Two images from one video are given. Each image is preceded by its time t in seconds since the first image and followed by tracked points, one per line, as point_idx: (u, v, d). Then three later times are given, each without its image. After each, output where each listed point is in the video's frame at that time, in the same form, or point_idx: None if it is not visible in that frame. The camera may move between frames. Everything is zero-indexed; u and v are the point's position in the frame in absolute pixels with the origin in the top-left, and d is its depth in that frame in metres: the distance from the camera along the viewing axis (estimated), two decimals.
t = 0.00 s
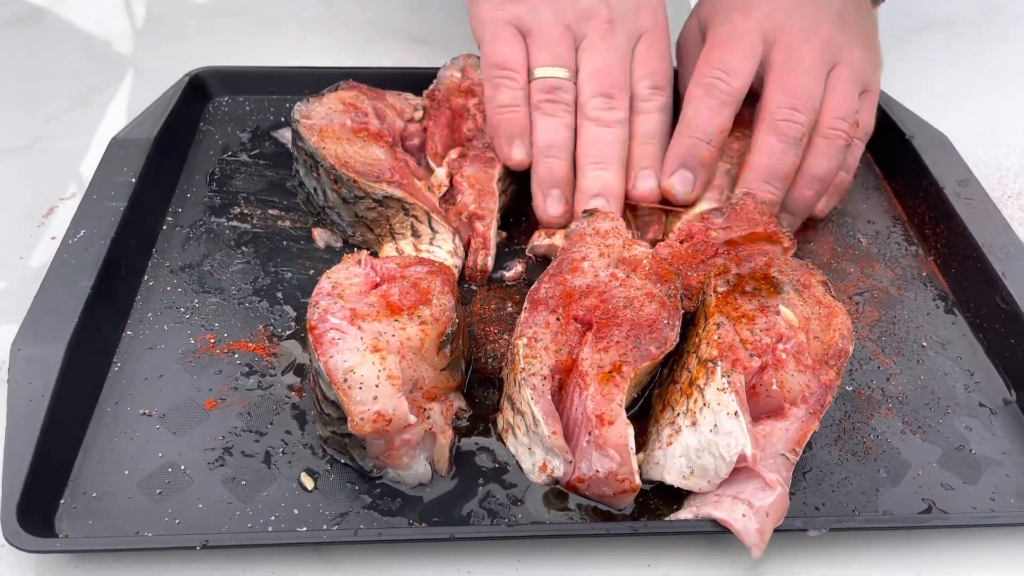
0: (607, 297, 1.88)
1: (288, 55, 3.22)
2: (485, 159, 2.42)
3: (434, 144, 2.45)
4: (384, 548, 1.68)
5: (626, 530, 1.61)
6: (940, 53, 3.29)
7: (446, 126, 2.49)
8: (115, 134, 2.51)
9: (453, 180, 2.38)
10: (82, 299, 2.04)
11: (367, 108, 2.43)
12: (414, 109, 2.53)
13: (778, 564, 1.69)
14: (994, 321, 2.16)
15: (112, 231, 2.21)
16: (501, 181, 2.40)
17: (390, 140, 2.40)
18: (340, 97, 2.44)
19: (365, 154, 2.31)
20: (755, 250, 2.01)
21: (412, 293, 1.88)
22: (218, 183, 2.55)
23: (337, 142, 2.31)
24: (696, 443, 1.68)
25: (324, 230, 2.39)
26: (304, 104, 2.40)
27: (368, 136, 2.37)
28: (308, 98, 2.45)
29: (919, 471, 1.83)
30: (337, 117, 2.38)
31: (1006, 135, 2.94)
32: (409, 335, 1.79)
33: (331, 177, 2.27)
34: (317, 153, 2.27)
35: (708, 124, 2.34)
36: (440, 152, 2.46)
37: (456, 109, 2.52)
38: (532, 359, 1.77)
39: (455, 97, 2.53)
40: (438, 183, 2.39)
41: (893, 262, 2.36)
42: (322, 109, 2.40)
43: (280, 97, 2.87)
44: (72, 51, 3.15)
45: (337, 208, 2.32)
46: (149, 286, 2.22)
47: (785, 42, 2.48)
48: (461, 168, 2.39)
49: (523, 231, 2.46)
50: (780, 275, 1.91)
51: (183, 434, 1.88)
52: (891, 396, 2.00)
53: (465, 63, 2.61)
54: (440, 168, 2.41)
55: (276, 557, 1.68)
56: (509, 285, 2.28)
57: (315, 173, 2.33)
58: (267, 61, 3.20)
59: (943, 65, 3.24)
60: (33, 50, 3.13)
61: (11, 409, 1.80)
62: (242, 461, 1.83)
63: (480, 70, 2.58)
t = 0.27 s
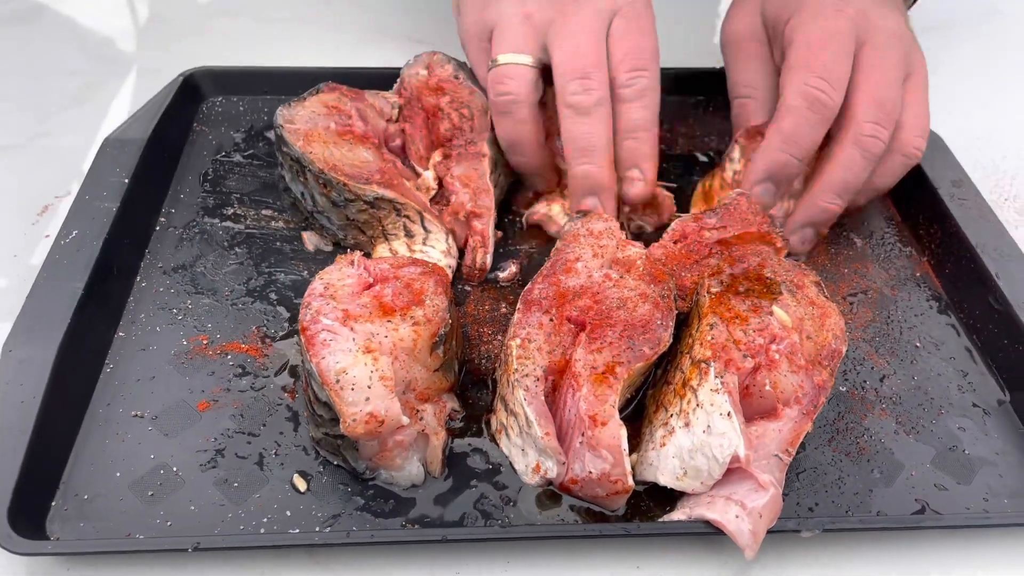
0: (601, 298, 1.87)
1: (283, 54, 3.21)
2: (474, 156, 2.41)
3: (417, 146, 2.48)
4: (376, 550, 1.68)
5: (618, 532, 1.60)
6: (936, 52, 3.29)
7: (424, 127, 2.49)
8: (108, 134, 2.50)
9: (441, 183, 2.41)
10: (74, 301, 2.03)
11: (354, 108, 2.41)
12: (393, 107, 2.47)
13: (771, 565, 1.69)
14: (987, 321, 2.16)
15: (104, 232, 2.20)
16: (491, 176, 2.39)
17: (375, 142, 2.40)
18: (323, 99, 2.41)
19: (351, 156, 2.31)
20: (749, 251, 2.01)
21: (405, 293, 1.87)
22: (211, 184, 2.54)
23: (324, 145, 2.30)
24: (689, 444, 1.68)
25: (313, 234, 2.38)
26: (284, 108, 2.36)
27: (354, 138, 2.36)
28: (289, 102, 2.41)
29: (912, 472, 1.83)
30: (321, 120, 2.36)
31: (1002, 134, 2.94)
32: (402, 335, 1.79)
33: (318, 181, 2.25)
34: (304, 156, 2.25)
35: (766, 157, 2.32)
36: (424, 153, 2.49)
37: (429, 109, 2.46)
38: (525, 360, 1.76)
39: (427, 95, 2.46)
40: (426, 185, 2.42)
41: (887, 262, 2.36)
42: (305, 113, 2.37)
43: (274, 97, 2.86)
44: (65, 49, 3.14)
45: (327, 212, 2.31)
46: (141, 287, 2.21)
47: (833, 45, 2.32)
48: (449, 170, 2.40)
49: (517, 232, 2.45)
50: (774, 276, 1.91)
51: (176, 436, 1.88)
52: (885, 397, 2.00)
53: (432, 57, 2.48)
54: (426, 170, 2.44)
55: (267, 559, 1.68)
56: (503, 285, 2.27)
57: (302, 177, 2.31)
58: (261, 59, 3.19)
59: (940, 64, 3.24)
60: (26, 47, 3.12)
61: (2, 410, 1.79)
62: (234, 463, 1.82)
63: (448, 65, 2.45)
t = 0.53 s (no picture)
0: (598, 300, 1.87)
1: (275, 55, 3.18)
2: (466, 160, 2.40)
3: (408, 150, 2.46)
4: (375, 557, 1.67)
5: (619, 535, 1.60)
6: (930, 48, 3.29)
7: (416, 131, 2.47)
8: (99, 138, 2.48)
9: (433, 185, 2.39)
10: (67, 308, 2.01)
11: (343, 113, 2.40)
12: (382, 112, 2.48)
13: (770, 566, 1.69)
14: (982, 319, 2.17)
15: (97, 238, 2.18)
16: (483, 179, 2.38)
17: (365, 145, 2.40)
18: (311, 104, 2.41)
19: (342, 160, 2.30)
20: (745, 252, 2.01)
21: (402, 298, 1.86)
22: (203, 188, 2.52)
23: (314, 150, 2.29)
24: (688, 447, 1.68)
25: (304, 239, 2.36)
26: (272, 113, 2.35)
27: (344, 142, 2.35)
28: (277, 106, 2.40)
29: (910, 471, 1.84)
30: (309, 125, 2.35)
31: (995, 131, 2.94)
32: (400, 340, 1.78)
33: (310, 187, 2.23)
34: (294, 163, 2.23)
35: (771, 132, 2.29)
36: (415, 158, 2.46)
37: (422, 113, 2.45)
38: (523, 364, 1.76)
39: (419, 100, 2.45)
40: (418, 188, 2.39)
41: (882, 262, 2.37)
42: (294, 118, 2.36)
43: (266, 100, 2.84)
44: (53, 49, 3.10)
45: (317, 217, 2.28)
46: (135, 294, 2.19)
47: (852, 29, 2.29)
48: (440, 175, 2.39)
49: (513, 237, 2.43)
50: (771, 277, 1.91)
51: (171, 444, 1.86)
52: (882, 397, 2.00)
53: (424, 62, 2.49)
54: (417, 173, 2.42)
55: (265, 567, 1.66)
56: (499, 288, 2.26)
57: (291, 183, 2.28)
58: (252, 60, 3.16)
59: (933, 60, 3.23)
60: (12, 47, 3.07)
61: None
62: (231, 471, 1.81)
63: (438, 69, 2.46)
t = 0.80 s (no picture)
0: (597, 301, 1.86)
1: (275, 54, 3.17)
2: (465, 159, 2.38)
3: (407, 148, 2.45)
4: (372, 558, 1.66)
5: (617, 537, 1.59)
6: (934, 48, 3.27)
7: (415, 130, 2.47)
8: (98, 136, 2.47)
9: (433, 184, 2.38)
10: (64, 306, 2.00)
11: (344, 110, 2.38)
12: (382, 110, 2.46)
13: (771, 569, 1.68)
14: (985, 321, 2.15)
15: (94, 236, 2.17)
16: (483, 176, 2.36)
17: (365, 144, 2.37)
18: (312, 102, 2.38)
19: (342, 159, 2.28)
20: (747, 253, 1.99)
21: (400, 298, 1.85)
22: (202, 186, 2.51)
23: (313, 148, 2.26)
24: (688, 448, 1.66)
25: (303, 238, 2.34)
26: (271, 112, 2.33)
27: (343, 140, 2.33)
28: (277, 104, 2.38)
29: (912, 474, 1.82)
30: (309, 123, 2.33)
31: (999, 133, 2.92)
32: (397, 340, 1.76)
33: (309, 185, 2.22)
34: (293, 161, 2.21)
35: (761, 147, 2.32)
36: (414, 156, 2.45)
37: (421, 111, 2.45)
38: (522, 365, 1.75)
39: (418, 98, 2.46)
40: (418, 187, 2.38)
41: (884, 263, 2.35)
42: (293, 116, 2.33)
43: (266, 98, 2.83)
44: (53, 47, 3.09)
45: (316, 216, 2.27)
46: (132, 292, 2.19)
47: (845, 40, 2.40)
48: (440, 174, 2.38)
49: (514, 237, 2.42)
50: (772, 279, 1.89)
51: (168, 443, 1.85)
52: (884, 399, 1.99)
53: (423, 61, 2.50)
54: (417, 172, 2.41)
55: (261, 568, 1.65)
56: (499, 288, 2.25)
57: (290, 182, 2.27)
58: (253, 59, 3.15)
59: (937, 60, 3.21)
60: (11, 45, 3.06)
61: None
62: (228, 470, 1.80)
63: (438, 67, 2.47)
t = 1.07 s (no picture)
0: (598, 302, 1.85)
1: (276, 53, 3.17)
2: (467, 159, 2.38)
3: (408, 148, 2.44)
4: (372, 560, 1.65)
5: (617, 540, 1.58)
6: (938, 48, 3.25)
7: (416, 130, 2.46)
8: (99, 136, 2.47)
9: (433, 184, 2.37)
10: (63, 306, 2.00)
11: (344, 109, 2.37)
12: (384, 110, 2.45)
13: (772, 572, 1.67)
14: (989, 323, 2.14)
15: (94, 236, 2.17)
16: (485, 177, 2.36)
17: (366, 144, 2.36)
18: (312, 101, 2.37)
19: (343, 158, 2.27)
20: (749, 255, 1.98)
21: (400, 298, 1.85)
22: (203, 186, 2.51)
23: (314, 148, 2.26)
24: (689, 451, 1.65)
25: (303, 238, 2.33)
26: (272, 112, 2.32)
27: (344, 140, 2.32)
28: (277, 104, 2.37)
29: (915, 477, 1.81)
30: (309, 123, 2.32)
31: (1003, 133, 2.91)
32: (397, 341, 1.76)
33: (309, 185, 2.21)
34: (293, 161, 2.21)
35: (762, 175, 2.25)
36: (415, 156, 2.44)
37: (422, 111, 2.45)
38: (523, 366, 1.74)
39: (419, 98, 2.45)
40: (419, 187, 2.37)
41: (887, 265, 2.34)
42: (293, 116, 2.32)
43: (267, 98, 2.82)
44: (54, 45, 3.08)
45: (316, 216, 2.26)
46: (132, 292, 2.18)
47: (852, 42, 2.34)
48: (441, 174, 2.37)
49: (515, 237, 2.41)
50: (775, 280, 1.88)
51: (167, 444, 1.84)
52: (887, 401, 1.98)
53: (424, 60, 2.47)
54: (416, 172, 2.40)
55: (260, 569, 1.65)
56: (500, 289, 2.24)
57: (291, 182, 2.26)
58: (254, 58, 3.15)
59: (940, 60, 3.20)
60: (12, 44, 3.06)
61: None
62: (227, 471, 1.79)
63: (439, 67, 2.44)
